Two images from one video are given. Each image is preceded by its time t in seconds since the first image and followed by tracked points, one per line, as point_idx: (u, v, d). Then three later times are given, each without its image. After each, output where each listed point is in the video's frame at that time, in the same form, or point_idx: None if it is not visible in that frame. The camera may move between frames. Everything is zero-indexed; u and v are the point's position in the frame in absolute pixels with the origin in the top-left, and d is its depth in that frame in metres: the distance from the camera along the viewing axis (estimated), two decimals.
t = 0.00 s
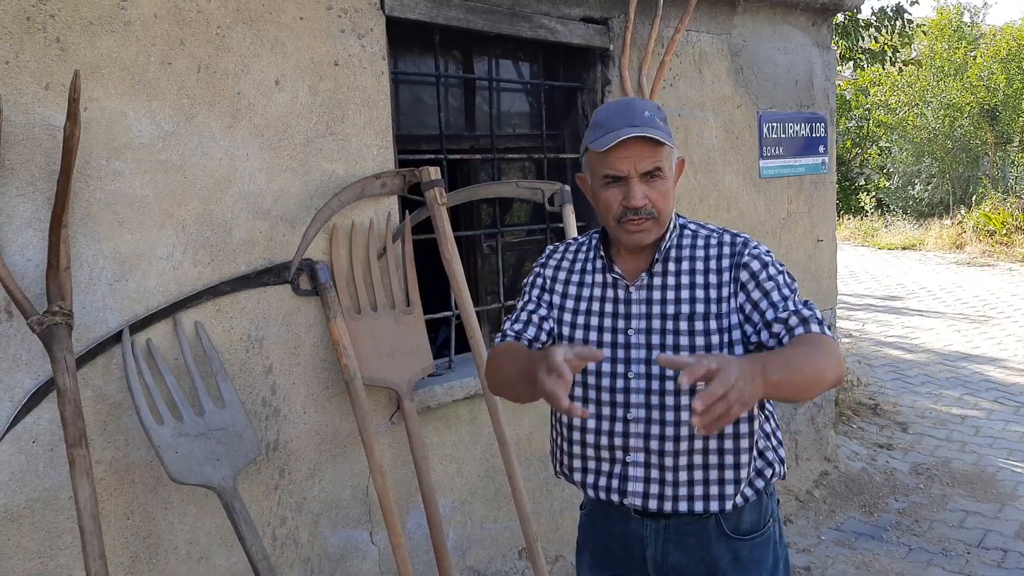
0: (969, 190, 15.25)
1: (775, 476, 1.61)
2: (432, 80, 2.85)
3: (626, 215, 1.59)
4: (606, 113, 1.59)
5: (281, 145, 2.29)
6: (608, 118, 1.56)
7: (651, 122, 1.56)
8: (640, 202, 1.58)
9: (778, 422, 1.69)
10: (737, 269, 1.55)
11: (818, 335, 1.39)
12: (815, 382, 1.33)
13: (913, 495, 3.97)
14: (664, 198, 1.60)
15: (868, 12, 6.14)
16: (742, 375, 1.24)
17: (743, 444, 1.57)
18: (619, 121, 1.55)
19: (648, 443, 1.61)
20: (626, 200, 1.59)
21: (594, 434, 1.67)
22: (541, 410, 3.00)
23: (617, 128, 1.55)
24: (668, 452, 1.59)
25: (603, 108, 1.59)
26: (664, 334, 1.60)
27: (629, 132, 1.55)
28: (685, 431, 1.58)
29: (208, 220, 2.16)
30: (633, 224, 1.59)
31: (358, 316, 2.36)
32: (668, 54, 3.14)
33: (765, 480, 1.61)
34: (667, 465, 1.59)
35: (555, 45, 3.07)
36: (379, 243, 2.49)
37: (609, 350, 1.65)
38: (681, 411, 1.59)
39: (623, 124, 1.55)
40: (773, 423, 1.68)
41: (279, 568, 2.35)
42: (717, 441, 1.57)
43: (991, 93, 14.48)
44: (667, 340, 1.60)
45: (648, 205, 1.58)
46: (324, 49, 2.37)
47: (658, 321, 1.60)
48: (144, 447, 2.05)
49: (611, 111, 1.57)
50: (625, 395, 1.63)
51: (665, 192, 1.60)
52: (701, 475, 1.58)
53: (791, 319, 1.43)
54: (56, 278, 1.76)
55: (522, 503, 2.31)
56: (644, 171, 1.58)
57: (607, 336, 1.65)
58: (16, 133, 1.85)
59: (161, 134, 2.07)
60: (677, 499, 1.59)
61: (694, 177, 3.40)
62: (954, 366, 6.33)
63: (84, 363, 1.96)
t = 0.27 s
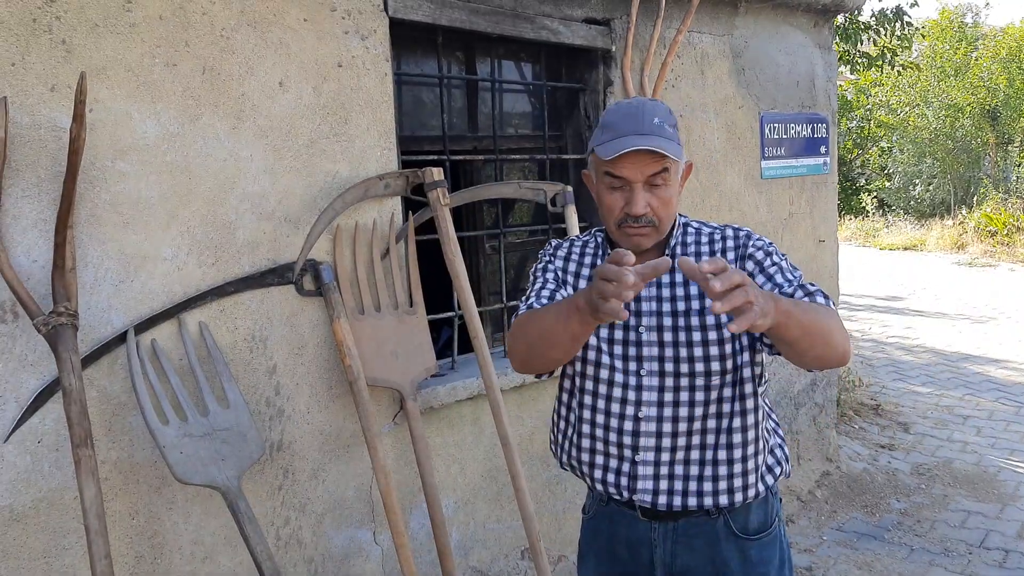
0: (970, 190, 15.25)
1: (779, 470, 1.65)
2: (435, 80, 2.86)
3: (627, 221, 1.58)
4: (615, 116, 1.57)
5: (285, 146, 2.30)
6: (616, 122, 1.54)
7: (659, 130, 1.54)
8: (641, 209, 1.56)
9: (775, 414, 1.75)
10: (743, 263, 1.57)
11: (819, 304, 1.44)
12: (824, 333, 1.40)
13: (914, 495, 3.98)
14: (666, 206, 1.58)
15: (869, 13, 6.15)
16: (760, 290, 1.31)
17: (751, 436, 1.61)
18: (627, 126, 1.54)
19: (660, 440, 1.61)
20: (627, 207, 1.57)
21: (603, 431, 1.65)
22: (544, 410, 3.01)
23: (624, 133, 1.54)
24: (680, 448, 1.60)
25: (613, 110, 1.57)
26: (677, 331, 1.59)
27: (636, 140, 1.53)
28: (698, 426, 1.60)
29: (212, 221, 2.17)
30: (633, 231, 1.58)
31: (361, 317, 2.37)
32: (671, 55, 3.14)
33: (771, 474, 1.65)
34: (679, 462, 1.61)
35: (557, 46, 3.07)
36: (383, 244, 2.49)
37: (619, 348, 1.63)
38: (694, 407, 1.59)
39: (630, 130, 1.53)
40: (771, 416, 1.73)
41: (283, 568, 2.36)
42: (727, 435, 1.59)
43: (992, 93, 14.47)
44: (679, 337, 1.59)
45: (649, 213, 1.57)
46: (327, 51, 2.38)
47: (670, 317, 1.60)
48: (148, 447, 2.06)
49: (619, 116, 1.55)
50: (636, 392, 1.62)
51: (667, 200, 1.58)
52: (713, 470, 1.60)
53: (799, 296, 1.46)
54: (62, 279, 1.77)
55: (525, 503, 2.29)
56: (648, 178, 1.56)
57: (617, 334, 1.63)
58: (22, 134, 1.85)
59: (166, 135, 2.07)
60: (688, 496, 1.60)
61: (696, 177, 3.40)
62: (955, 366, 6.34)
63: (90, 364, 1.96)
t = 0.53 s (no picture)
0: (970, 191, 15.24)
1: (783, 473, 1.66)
2: (435, 80, 2.86)
3: (632, 212, 1.58)
4: (623, 108, 1.58)
5: (285, 145, 2.30)
6: (624, 113, 1.55)
7: (667, 122, 1.55)
8: (648, 200, 1.56)
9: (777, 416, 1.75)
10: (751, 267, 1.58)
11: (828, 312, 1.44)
12: (828, 343, 1.39)
13: (914, 494, 3.98)
14: (672, 199, 1.58)
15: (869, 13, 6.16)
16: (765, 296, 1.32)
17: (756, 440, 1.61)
18: (635, 117, 1.54)
19: (665, 444, 1.61)
20: (633, 197, 1.57)
21: (608, 435, 1.65)
22: (544, 409, 3.01)
23: (632, 124, 1.54)
24: (685, 451, 1.61)
25: (622, 102, 1.58)
26: (683, 334, 1.60)
27: (644, 130, 1.54)
28: (703, 430, 1.61)
29: (212, 219, 2.17)
30: (639, 222, 1.58)
31: (361, 315, 2.37)
32: (671, 55, 3.14)
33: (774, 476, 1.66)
34: (684, 465, 1.61)
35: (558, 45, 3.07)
36: (383, 242, 2.49)
37: (625, 350, 1.63)
38: (700, 411, 1.60)
39: (637, 119, 1.54)
40: (774, 418, 1.74)
41: (283, 566, 2.36)
42: (732, 439, 1.60)
43: (993, 93, 14.47)
44: (686, 340, 1.59)
45: (655, 204, 1.57)
46: (327, 49, 2.38)
47: (676, 322, 1.60)
48: (149, 445, 2.06)
49: (628, 108, 1.56)
50: (642, 396, 1.62)
51: (673, 193, 1.58)
52: (717, 474, 1.60)
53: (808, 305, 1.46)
54: (62, 277, 1.77)
55: (525, 502, 2.29)
56: (654, 169, 1.57)
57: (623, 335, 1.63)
58: (22, 132, 1.86)
59: (166, 134, 2.08)
60: (692, 499, 1.61)
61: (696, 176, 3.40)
62: (955, 366, 6.34)
63: (90, 362, 1.96)
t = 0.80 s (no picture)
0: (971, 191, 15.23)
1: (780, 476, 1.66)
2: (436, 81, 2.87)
3: (631, 215, 1.59)
4: (622, 111, 1.59)
5: (286, 147, 2.31)
6: (623, 116, 1.55)
7: (667, 124, 1.56)
8: (646, 202, 1.57)
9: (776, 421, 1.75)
10: (750, 271, 1.58)
11: (822, 324, 1.44)
12: (817, 359, 1.40)
13: (914, 495, 3.98)
14: (671, 201, 1.59)
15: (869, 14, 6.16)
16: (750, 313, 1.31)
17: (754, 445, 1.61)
18: (634, 120, 1.55)
19: (662, 448, 1.61)
20: (631, 200, 1.58)
21: (605, 439, 1.66)
22: (544, 410, 3.01)
23: (631, 127, 1.55)
24: (682, 455, 1.61)
25: (621, 105, 1.59)
26: (680, 339, 1.60)
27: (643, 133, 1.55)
28: (699, 434, 1.61)
29: (213, 221, 2.18)
30: (637, 224, 1.59)
31: (362, 316, 2.37)
32: (670, 56, 3.13)
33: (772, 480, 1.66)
34: (680, 469, 1.61)
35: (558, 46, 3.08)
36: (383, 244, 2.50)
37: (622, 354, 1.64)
38: (696, 415, 1.60)
39: (636, 122, 1.55)
40: (773, 422, 1.73)
41: (283, 567, 2.36)
42: (729, 444, 1.60)
43: (993, 94, 14.47)
44: (683, 345, 1.60)
45: (653, 207, 1.58)
46: (328, 51, 2.38)
47: (673, 327, 1.61)
48: (150, 446, 2.06)
49: (627, 110, 1.57)
50: (638, 399, 1.63)
51: (672, 196, 1.59)
52: (714, 478, 1.60)
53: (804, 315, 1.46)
54: (64, 278, 1.78)
55: (525, 503, 2.30)
56: (653, 172, 1.58)
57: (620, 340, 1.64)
58: (23, 134, 1.86)
59: (168, 135, 2.08)
60: (689, 503, 1.61)
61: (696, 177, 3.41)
62: (956, 367, 6.34)
63: (91, 362, 1.97)
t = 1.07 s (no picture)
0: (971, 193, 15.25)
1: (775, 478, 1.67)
2: (438, 84, 2.89)
3: (622, 214, 1.61)
4: (613, 114, 1.62)
5: (290, 149, 2.33)
6: (613, 118, 1.59)
7: (656, 126, 1.58)
8: (636, 201, 1.59)
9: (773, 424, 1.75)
10: (742, 276, 1.60)
11: (823, 347, 1.44)
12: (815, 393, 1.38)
13: (913, 496, 3.99)
14: (662, 202, 1.61)
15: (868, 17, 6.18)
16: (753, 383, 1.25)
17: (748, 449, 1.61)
18: (624, 122, 1.58)
19: (654, 451, 1.63)
20: (622, 200, 1.61)
21: (599, 442, 1.68)
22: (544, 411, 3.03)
23: (621, 128, 1.58)
24: (675, 458, 1.62)
25: (612, 108, 1.62)
26: (671, 342, 1.62)
27: (633, 133, 1.58)
28: (692, 438, 1.61)
29: (217, 222, 2.20)
30: (628, 224, 1.61)
31: (365, 317, 2.39)
32: (670, 59, 3.10)
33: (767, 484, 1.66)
34: (674, 472, 1.62)
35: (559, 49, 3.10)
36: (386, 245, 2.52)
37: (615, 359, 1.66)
38: (688, 419, 1.61)
39: (626, 123, 1.58)
40: (768, 425, 1.74)
41: (286, 566, 2.37)
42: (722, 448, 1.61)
43: (993, 96, 14.49)
44: (674, 348, 1.61)
45: (643, 206, 1.60)
46: (331, 54, 2.40)
47: (664, 330, 1.63)
48: (153, 445, 2.08)
49: (617, 113, 1.60)
50: (631, 403, 1.64)
51: (663, 196, 1.61)
52: (708, 482, 1.61)
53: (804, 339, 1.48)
54: (69, 279, 1.80)
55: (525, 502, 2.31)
56: (643, 172, 1.60)
57: (613, 344, 1.66)
58: (30, 136, 1.88)
59: (172, 137, 2.10)
60: (682, 505, 1.62)
61: (696, 179, 3.42)
62: (955, 368, 6.36)
63: (96, 363, 1.99)
